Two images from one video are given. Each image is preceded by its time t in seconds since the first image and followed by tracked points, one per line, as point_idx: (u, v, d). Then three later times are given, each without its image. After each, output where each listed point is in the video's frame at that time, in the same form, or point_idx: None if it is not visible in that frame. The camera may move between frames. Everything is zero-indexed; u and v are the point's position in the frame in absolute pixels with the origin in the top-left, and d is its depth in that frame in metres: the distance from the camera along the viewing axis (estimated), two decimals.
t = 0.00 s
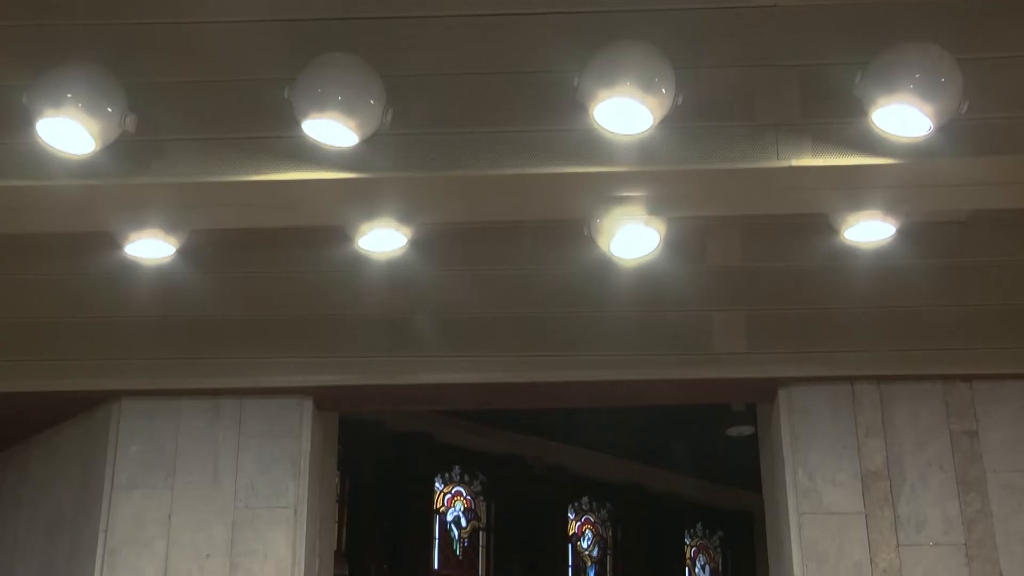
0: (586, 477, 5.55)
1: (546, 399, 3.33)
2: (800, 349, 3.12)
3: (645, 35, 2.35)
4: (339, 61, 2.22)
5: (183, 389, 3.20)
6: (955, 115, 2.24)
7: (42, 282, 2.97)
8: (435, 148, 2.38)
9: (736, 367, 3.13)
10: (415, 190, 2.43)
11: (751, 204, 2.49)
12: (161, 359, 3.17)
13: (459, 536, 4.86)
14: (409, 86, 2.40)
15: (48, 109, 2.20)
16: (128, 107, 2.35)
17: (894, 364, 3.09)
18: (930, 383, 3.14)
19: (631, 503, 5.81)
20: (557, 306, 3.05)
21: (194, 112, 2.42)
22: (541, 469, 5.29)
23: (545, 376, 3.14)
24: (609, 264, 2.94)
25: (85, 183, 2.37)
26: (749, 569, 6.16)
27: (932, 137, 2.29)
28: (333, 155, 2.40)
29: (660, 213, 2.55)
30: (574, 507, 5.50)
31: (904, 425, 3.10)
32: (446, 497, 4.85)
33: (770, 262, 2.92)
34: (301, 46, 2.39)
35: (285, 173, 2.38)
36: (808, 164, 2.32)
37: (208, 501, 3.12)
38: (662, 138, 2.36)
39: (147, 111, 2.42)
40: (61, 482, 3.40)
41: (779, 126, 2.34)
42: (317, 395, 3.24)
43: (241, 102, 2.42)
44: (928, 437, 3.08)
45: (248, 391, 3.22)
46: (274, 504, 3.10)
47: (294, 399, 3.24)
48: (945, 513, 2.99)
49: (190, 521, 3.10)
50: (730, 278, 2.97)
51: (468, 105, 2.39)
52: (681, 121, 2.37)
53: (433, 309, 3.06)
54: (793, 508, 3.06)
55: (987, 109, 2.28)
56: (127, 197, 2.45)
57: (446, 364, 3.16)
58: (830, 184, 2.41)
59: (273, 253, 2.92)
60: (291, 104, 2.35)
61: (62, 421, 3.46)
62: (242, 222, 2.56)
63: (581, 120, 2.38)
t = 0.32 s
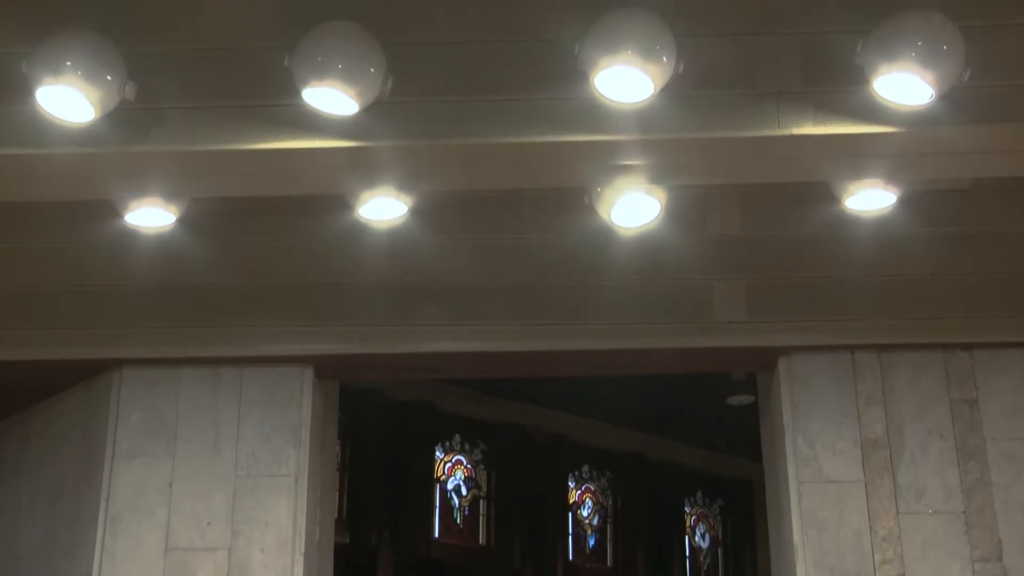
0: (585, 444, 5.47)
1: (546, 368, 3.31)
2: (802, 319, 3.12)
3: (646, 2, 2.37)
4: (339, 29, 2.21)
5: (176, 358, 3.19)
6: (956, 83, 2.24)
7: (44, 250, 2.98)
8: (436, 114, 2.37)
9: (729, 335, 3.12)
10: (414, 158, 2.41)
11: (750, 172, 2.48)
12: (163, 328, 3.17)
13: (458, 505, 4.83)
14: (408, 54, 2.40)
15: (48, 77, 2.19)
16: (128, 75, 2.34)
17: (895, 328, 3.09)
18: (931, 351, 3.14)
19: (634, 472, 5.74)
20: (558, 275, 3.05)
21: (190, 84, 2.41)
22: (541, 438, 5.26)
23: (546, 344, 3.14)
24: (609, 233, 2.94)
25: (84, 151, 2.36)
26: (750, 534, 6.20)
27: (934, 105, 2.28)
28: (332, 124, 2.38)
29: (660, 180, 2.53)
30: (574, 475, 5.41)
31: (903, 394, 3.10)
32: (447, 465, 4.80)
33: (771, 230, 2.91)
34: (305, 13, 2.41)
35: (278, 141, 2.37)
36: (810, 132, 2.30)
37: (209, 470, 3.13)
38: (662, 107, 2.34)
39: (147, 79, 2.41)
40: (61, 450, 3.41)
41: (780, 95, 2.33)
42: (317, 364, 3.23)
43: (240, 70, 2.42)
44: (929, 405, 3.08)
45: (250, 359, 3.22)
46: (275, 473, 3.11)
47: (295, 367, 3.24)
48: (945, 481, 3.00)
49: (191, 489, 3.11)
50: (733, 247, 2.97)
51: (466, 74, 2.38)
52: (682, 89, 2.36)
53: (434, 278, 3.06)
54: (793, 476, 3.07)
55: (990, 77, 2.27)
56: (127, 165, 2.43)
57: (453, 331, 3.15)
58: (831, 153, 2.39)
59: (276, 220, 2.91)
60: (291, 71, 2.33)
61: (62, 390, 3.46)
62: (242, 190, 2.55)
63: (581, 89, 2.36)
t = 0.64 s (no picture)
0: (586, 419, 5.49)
1: (546, 342, 3.31)
2: (802, 295, 3.12)
3: None
4: (339, 3, 2.20)
5: (177, 332, 3.20)
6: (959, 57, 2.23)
7: (46, 226, 2.99)
8: (436, 88, 2.36)
9: (730, 311, 3.13)
10: (414, 133, 2.40)
11: (752, 147, 2.47)
12: (164, 303, 3.17)
13: (459, 479, 4.84)
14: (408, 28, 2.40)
15: (47, 51, 2.17)
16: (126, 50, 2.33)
17: (895, 301, 3.09)
18: (931, 326, 3.14)
19: (635, 448, 5.75)
20: (559, 251, 3.04)
21: (189, 58, 2.40)
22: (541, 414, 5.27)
23: (547, 319, 3.15)
24: (610, 209, 2.94)
25: (85, 125, 2.35)
26: (750, 508, 6.18)
27: (936, 80, 2.27)
28: (332, 98, 2.37)
29: (660, 155, 2.52)
30: (574, 450, 5.42)
31: (904, 369, 3.10)
32: (447, 440, 4.82)
33: (771, 205, 2.92)
34: None
35: (277, 116, 2.35)
36: (811, 108, 2.29)
37: (210, 445, 3.13)
38: (664, 81, 2.34)
39: (147, 53, 2.40)
40: (62, 425, 3.40)
41: (781, 69, 2.32)
42: (318, 339, 3.23)
43: (240, 44, 2.41)
44: (929, 380, 3.08)
45: (251, 334, 3.21)
46: (276, 447, 3.11)
47: (296, 342, 3.23)
48: (945, 456, 3.00)
49: (192, 464, 3.11)
50: (734, 222, 2.98)
51: (467, 48, 2.38)
52: (682, 64, 2.34)
53: (435, 254, 3.06)
54: (793, 451, 3.07)
55: (992, 51, 2.26)
56: (127, 139, 2.43)
57: (456, 305, 3.16)
58: (833, 127, 2.38)
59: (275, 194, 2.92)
60: (291, 46, 2.33)
61: (62, 365, 3.46)
62: (242, 165, 2.54)
63: (582, 63, 2.35)
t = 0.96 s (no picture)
0: (585, 390, 5.51)
1: (546, 315, 3.31)
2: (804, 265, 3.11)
3: None
4: None
5: (176, 303, 3.19)
6: (962, 26, 2.22)
7: (48, 195, 3.02)
8: (436, 57, 2.35)
9: (733, 282, 3.11)
10: (414, 103, 2.40)
11: (753, 117, 2.46)
12: (164, 274, 3.17)
13: (459, 450, 4.84)
14: None
15: (46, 20, 2.14)
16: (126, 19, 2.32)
17: (897, 273, 3.08)
18: (931, 296, 3.14)
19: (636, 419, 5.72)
20: (560, 220, 3.06)
21: (186, 25, 2.37)
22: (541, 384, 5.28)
23: (548, 290, 3.12)
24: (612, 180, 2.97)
25: (85, 94, 2.34)
26: (750, 477, 6.18)
27: (939, 49, 2.26)
28: (332, 67, 2.36)
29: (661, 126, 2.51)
30: (575, 421, 5.42)
31: (904, 340, 3.09)
32: (448, 411, 4.83)
33: (770, 175, 2.95)
34: None
35: (281, 85, 2.35)
36: (812, 78, 2.29)
37: (211, 415, 3.14)
38: (665, 50, 2.33)
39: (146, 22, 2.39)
40: (63, 396, 3.40)
41: (784, 39, 2.31)
42: (319, 310, 3.22)
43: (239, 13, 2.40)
44: (930, 351, 3.08)
45: (251, 305, 3.21)
46: (277, 417, 3.12)
47: (296, 314, 3.22)
48: (944, 426, 3.01)
49: (193, 434, 3.12)
50: (734, 191, 3.02)
51: (466, 16, 2.35)
52: (684, 32, 2.33)
53: (437, 223, 3.08)
54: (793, 422, 3.07)
55: (995, 20, 2.25)
56: (127, 109, 2.42)
57: (456, 276, 3.14)
58: (835, 98, 2.38)
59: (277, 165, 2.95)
60: (290, 15, 2.31)
61: (61, 336, 3.46)
62: (241, 135, 2.53)
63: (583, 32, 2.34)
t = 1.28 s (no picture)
0: (585, 358, 5.50)
1: (548, 283, 3.30)
2: (808, 233, 3.09)
3: None
4: None
5: (176, 269, 3.17)
6: None
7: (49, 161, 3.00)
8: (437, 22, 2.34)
9: (736, 250, 3.10)
10: (414, 70, 2.38)
11: (755, 84, 2.45)
12: (164, 242, 3.15)
13: (460, 417, 4.86)
14: None
15: None
16: None
17: (900, 240, 3.06)
18: (933, 263, 3.13)
19: (636, 387, 5.68)
20: (561, 183, 3.07)
21: None
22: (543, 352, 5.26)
23: (548, 257, 3.11)
24: (613, 146, 2.98)
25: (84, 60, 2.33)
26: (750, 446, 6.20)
27: (943, 14, 2.24)
28: (332, 32, 2.34)
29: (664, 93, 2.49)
30: (575, 388, 5.44)
31: (904, 307, 3.09)
32: (449, 377, 4.85)
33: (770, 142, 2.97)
34: None
35: (283, 52, 2.33)
36: (815, 44, 2.27)
37: (212, 381, 3.14)
38: (667, 15, 2.31)
39: None
40: (64, 362, 3.40)
41: (786, 5, 2.29)
42: (318, 278, 3.21)
43: None
44: (930, 318, 3.08)
45: (252, 272, 3.20)
46: (278, 383, 3.13)
47: (296, 281, 3.22)
48: (944, 393, 3.02)
49: (194, 401, 3.13)
50: (734, 156, 3.03)
51: None
52: None
53: (438, 189, 3.09)
54: (793, 388, 3.07)
55: None
56: (126, 76, 2.40)
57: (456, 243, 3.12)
58: (837, 64, 2.36)
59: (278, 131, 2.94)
60: None
61: (61, 302, 3.45)
62: (241, 101, 2.52)
63: None
